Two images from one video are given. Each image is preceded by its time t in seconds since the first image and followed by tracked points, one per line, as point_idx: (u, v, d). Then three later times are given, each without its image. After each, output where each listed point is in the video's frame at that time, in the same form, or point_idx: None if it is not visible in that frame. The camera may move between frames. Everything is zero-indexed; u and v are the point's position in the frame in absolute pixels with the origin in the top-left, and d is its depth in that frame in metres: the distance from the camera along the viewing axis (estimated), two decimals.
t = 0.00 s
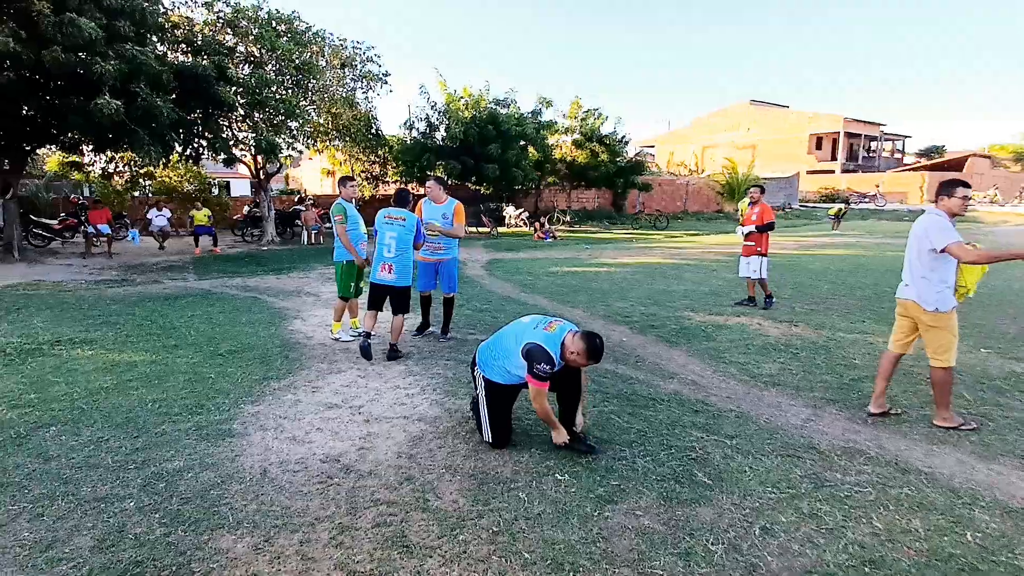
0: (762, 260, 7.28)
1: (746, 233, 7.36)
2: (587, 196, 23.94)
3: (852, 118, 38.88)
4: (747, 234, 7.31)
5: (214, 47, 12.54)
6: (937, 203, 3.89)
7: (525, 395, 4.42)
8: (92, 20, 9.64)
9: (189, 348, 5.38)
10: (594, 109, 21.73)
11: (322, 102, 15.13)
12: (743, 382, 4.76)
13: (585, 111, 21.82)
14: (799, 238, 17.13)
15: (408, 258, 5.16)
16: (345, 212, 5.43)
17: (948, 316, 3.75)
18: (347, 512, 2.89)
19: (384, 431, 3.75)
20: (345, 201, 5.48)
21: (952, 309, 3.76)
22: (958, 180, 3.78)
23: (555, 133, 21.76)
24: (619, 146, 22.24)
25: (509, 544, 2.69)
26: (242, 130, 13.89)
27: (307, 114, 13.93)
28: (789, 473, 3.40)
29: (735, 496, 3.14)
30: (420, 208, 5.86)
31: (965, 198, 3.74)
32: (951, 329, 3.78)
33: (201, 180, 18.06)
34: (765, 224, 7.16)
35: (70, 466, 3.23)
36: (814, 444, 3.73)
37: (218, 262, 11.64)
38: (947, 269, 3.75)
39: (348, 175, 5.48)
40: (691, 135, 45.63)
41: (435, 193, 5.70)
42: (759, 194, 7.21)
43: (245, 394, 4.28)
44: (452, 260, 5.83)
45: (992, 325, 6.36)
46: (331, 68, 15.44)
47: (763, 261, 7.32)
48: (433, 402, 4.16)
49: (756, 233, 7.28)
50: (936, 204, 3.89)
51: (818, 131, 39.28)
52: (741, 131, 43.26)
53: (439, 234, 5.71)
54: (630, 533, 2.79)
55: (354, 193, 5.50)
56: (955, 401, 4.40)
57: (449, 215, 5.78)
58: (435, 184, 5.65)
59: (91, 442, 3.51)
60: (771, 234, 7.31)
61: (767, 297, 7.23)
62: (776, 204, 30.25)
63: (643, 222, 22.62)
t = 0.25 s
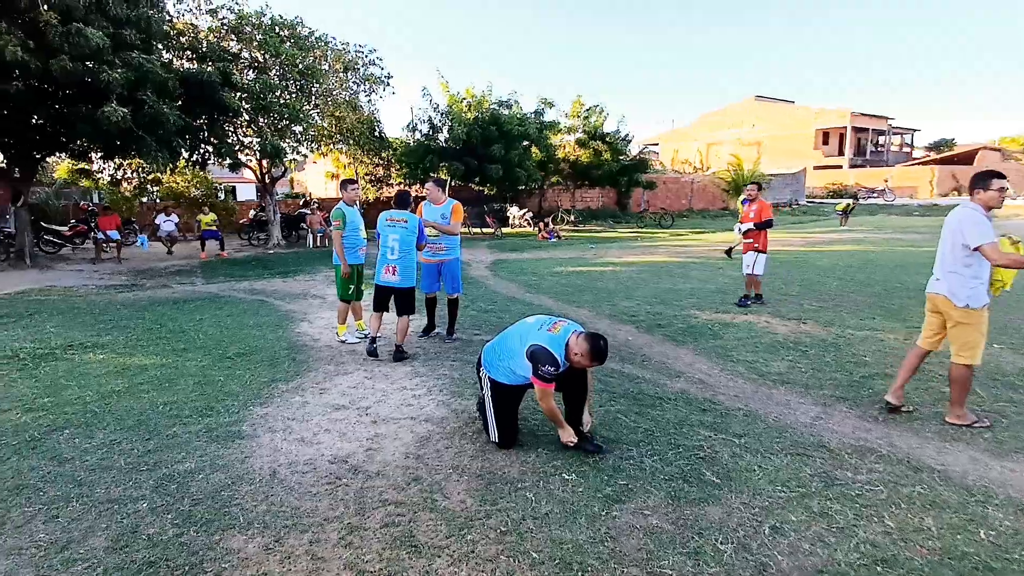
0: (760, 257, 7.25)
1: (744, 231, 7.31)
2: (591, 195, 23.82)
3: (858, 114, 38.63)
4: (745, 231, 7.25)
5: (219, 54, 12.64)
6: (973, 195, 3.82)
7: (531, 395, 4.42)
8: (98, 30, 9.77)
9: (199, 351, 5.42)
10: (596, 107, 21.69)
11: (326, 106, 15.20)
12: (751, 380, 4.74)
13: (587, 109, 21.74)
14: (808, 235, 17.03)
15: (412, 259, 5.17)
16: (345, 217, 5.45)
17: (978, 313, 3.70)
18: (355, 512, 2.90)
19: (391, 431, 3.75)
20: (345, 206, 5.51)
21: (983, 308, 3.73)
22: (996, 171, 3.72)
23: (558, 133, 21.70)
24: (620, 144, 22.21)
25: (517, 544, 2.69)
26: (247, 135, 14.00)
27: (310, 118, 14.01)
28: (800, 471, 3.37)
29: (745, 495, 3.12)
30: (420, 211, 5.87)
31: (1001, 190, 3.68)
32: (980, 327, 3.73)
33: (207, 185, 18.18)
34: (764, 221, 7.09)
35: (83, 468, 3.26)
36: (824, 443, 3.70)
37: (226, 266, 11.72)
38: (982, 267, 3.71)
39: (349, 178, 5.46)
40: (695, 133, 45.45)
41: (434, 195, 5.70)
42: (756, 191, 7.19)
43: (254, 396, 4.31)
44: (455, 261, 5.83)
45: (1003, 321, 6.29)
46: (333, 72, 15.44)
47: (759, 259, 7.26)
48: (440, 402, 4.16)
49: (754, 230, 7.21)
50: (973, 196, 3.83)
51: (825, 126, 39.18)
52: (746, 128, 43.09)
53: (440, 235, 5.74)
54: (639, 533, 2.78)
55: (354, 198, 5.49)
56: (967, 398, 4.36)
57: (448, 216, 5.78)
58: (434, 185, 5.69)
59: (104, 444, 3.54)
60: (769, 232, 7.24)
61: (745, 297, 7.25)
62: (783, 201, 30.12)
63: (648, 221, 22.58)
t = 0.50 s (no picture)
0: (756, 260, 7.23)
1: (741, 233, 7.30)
2: (596, 196, 23.81)
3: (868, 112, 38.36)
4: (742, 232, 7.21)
5: (227, 58, 12.75)
6: (998, 195, 3.79)
7: (538, 396, 4.42)
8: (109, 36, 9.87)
9: (207, 353, 5.45)
10: (602, 107, 21.65)
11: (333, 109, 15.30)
12: (759, 382, 4.71)
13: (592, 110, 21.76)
14: (817, 235, 16.93)
15: (413, 260, 5.15)
16: (349, 220, 5.44)
17: (1001, 315, 3.67)
18: (361, 514, 2.91)
19: (397, 433, 3.76)
20: (348, 208, 5.49)
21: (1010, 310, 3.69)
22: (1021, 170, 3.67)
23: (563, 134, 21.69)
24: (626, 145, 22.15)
25: (523, 547, 2.68)
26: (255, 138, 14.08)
27: (316, 121, 14.08)
28: (808, 474, 3.35)
29: (752, 498, 3.10)
30: (421, 213, 5.89)
31: None
32: (1003, 329, 3.70)
33: (216, 188, 18.30)
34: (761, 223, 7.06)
35: (92, 469, 3.28)
36: (834, 446, 3.67)
37: (234, 268, 11.79)
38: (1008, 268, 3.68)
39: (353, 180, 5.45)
40: (702, 132, 45.25)
41: (434, 196, 5.70)
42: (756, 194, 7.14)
43: (261, 397, 4.33)
44: (457, 261, 5.84)
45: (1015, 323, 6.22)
46: (341, 76, 15.51)
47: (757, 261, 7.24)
48: (446, 404, 4.17)
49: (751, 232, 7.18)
50: (998, 195, 3.79)
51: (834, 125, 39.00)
52: (753, 127, 42.91)
53: (441, 236, 5.74)
54: (645, 536, 2.77)
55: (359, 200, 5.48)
56: (979, 400, 4.32)
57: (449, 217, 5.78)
58: (434, 188, 5.68)
59: (113, 445, 3.57)
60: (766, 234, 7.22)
61: (741, 299, 7.21)
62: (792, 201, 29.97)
63: (655, 222, 22.53)
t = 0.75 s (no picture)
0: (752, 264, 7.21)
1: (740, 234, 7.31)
2: (603, 197, 23.77)
3: (876, 115, 38.18)
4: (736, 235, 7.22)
5: (235, 59, 12.81)
6: (1010, 199, 3.77)
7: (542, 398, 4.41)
8: (120, 37, 9.93)
9: (213, 353, 5.47)
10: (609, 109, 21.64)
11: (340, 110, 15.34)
12: (764, 385, 4.69)
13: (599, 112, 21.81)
14: (825, 238, 16.84)
15: (410, 261, 5.16)
16: (352, 220, 5.47)
17: (1016, 319, 3.64)
18: (365, 515, 2.91)
19: (401, 434, 3.76)
20: (352, 208, 5.53)
21: None
22: None
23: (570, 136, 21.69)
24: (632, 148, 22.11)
25: (526, 549, 2.68)
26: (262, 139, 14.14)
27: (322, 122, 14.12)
28: (814, 479, 3.33)
29: (758, 502, 3.08)
30: (422, 215, 5.91)
31: None
32: (1019, 333, 3.67)
33: (223, 188, 18.38)
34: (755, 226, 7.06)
35: (97, 468, 3.30)
36: (839, 450, 3.64)
37: (240, 268, 11.83)
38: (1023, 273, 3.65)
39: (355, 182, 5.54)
40: (709, 134, 45.17)
41: (435, 198, 5.72)
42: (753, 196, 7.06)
43: (266, 398, 4.34)
44: (459, 262, 5.85)
45: None
46: (348, 77, 15.56)
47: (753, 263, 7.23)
48: (450, 405, 4.16)
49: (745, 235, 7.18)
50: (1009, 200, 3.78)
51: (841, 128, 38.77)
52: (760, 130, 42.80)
53: (443, 237, 5.74)
54: (649, 539, 2.75)
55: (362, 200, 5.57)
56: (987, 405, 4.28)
57: (450, 218, 5.80)
58: (435, 189, 5.70)
59: (118, 445, 3.58)
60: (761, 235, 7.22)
61: (744, 302, 7.15)
62: (799, 204, 29.86)
63: (661, 223, 22.47)
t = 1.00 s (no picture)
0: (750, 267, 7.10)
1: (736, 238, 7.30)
2: (608, 200, 23.65)
3: (881, 120, 38.13)
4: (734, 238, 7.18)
5: (241, 58, 12.84)
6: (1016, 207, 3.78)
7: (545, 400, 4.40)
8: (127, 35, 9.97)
9: (215, 352, 5.48)
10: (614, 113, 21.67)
11: (345, 111, 15.37)
12: (767, 389, 4.68)
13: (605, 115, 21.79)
14: (828, 243, 16.81)
15: (405, 262, 5.14)
16: (358, 219, 5.49)
17: None
18: (366, 515, 2.90)
19: (403, 435, 3.76)
20: (357, 208, 5.54)
21: None
22: None
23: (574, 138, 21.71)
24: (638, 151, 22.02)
25: (527, 551, 2.67)
26: (268, 139, 14.17)
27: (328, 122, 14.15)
28: (816, 483, 3.31)
29: (759, 505, 3.07)
30: (423, 216, 5.91)
31: None
32: None
33: (227, 187, 18.42)
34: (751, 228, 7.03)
35: (100, 465, 3.30)
36: (842, 454, 3.63)
37: (244, 267, 11.85)
38: None
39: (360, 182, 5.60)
40: (714, 138, 45.17)
41: (436, 200, 5.73)
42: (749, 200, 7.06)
43: (268, 397, 4.34)
44: (460, 263, 5.84)
45: None
46: (354, 78, 15.60)
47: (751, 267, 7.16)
48: (453, 406, 4.16)
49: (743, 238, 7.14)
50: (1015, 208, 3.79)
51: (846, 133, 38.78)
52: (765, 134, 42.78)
53: (444, 239, 5.75)
54: (650, 542, 2.75)
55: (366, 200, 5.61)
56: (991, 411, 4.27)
57: (450, 219, 5.80)
58: (435, 191, 5.71)
59: (120, 443, 3.58)
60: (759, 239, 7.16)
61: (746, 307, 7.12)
62: (803, 208, 29.82)
63: (665, 227, 22.47)
